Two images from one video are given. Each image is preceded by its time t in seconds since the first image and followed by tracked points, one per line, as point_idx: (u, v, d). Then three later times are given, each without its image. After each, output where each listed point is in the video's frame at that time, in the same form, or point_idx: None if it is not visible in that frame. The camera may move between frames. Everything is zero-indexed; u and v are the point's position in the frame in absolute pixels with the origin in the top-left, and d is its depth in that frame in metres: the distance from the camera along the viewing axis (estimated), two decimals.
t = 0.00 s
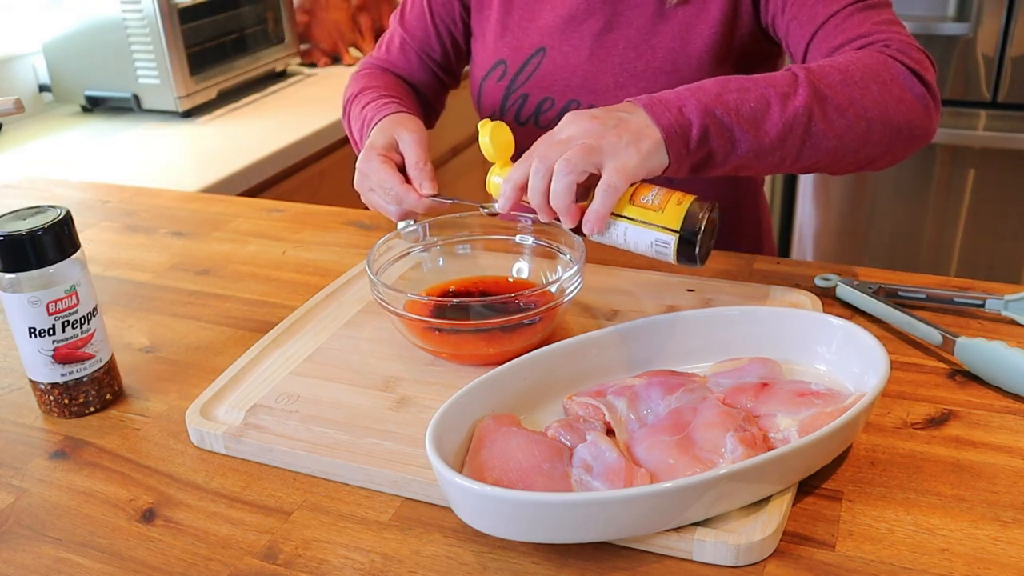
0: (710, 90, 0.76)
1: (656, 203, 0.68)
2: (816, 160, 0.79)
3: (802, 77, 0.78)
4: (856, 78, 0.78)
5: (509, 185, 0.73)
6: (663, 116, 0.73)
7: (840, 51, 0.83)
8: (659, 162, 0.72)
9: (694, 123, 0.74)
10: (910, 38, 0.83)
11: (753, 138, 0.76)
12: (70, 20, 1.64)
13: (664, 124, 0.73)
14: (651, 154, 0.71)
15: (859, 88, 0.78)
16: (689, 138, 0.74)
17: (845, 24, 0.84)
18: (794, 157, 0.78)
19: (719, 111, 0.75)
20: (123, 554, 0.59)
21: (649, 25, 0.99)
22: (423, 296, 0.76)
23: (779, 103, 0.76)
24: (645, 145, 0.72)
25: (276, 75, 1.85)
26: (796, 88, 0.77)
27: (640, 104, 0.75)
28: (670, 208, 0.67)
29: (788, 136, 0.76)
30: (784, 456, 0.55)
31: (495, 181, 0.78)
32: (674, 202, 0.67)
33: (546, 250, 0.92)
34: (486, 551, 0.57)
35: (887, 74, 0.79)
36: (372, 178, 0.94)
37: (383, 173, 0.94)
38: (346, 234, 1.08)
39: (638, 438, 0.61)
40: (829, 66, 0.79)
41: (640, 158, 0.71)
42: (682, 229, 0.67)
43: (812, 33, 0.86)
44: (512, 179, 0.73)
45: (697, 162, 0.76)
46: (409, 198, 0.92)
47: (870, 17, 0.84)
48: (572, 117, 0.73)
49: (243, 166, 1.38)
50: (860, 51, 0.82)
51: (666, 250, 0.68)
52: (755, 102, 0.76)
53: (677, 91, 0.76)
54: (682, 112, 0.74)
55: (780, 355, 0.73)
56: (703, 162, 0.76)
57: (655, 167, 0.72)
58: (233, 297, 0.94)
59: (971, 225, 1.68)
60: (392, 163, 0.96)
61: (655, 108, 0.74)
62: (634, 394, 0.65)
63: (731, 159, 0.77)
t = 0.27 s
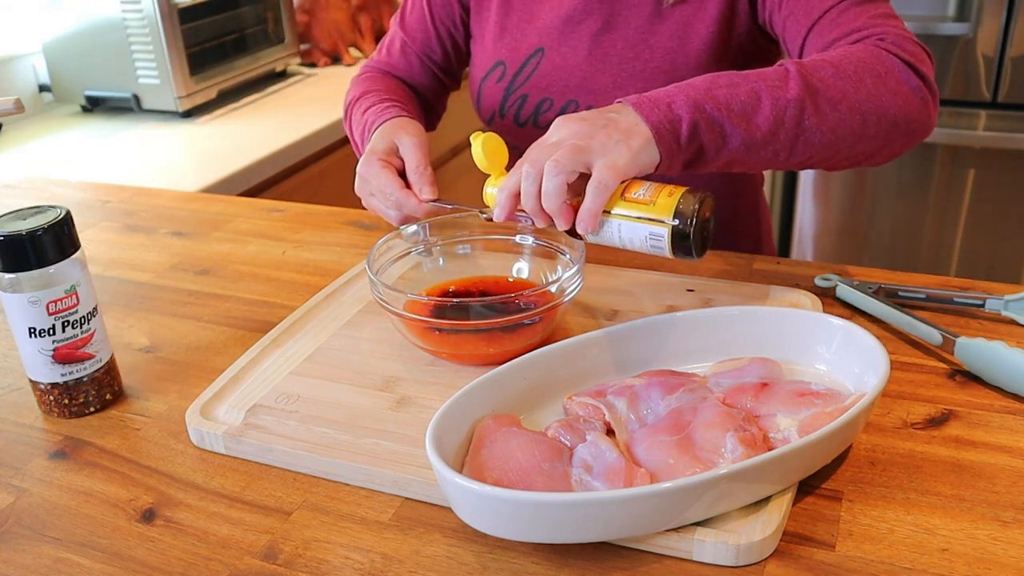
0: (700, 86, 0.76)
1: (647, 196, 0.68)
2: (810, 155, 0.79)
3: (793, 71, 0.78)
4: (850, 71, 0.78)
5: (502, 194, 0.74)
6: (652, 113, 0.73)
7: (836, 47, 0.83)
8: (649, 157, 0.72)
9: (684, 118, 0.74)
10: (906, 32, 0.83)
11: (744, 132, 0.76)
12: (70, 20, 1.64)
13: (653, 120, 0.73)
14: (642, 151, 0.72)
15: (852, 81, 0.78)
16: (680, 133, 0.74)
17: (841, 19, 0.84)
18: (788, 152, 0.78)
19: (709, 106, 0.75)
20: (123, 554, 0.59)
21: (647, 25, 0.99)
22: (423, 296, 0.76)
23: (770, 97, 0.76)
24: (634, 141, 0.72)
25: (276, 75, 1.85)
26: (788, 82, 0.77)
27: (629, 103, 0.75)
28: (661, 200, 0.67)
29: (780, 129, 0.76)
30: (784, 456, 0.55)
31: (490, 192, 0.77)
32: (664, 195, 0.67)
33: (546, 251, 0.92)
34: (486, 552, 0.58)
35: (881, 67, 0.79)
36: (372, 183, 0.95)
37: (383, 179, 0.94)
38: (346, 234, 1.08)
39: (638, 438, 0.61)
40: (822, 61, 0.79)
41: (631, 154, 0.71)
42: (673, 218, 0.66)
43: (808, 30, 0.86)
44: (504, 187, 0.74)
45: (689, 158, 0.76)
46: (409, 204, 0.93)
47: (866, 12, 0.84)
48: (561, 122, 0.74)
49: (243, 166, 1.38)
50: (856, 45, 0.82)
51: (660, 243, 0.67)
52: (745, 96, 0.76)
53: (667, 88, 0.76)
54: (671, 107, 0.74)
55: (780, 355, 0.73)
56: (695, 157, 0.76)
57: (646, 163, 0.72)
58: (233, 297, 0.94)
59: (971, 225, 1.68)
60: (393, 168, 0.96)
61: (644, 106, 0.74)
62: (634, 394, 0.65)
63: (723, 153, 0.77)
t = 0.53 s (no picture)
0: (699, 85, 0.76)
1: (647, 196, 0.67)
2: (810, 154, 0.79)
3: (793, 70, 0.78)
4: (849, 70, 0.78)
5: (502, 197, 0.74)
6: (651, 113, 0.73)
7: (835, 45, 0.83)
8: (648, 157, 0.72)
9: (683, 117, 0.74)
10: (905, 31, 0.83)
11: (743, 131, 0.76)
12: (70, 20, 1.64)
13: (651, 120, 0.73)
14: (641, 150, 0.72)
15: (852, 80, 0.78)
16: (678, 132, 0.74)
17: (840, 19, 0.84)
18: (787, 151, 0.78)
19: (708, 105, 0.75)
20: (123, 554, 0.59)
21: (646, 25, 0.99)
22: (423, 296, 0.76)
23: (769, 96, 0.76)
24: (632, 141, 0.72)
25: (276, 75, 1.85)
26: (787, 80, 0.77)
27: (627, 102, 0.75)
28: (660, 199, 0.67)
29: (780, 128, 0.76)
30: (784, 456, 0.55)
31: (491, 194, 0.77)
32: (663, 195, 0.67)
33: (546, 251, 0.92)
34: (486, 552, 0.57)
35: (881, 65, 0.79)
36: (372, 185, 0.96)
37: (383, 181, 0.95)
38: (346, 234, 1.08)
39: (638, 438, 0.61)
40: (821, 60, 0.79)
41: (629, 154, 0.71)
42: (672, 217, 0.65)
43: (807, 28, 0.86)
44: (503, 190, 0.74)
45: (688, 157, 0.76)
46: (409, 205, 0.94)
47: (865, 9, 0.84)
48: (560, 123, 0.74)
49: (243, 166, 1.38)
50: (855, 44, 0.82)
51: (661, 243, 0.67)
52: (744, 96, 0.76)
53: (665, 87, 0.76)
54: (669, 106, 0.74)
55: (780, 355, 0.73)
56: (694, 156, 0.76)
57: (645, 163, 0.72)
58: (233, 297, 0.94)
59: (971, 225, 1.68)
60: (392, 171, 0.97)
61: (642, 105, 0.74)
62: (634, 394, 0.65)
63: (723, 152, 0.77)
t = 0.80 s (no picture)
0: (696, 82, 0.76)
1: (644, 192, 0.67)
2: (807, 151, 0.79)
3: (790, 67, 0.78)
4: (847, 68, 0.78)
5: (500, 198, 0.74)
6: (648, 110, 0.73)
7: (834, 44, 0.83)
8: (646, 154, 0.72)
9: (681, 114, 0.74)
10: (904, 29, 0.83)
11: (741, 129, 0.76)
12: (70, 20, 1.64)
13: (648, 117, 0.73)
14: (638, 148, 0.72)
15: (849, 78, 0.78)
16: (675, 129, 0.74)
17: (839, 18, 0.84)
18: (784, 149, 0.78)
19: (705, 102, 0.75)
20: (123, 554, 0.59)
21: (646, 25, 0.99)
22: (423, 296, 0.76)
23: (766, 93, 0.76)
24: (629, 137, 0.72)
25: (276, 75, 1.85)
26: (785, 78, 0.77)
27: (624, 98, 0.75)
28: (657, 196, 0.66)
29: (777, 125, 0.76)
30: (784, 456, 0.55)
31: (487, 194, 0.77)
32: (660, 191, 0.67)
33: (546, 251, 0.92)
34: (486, 552, 0.57)
35: (879, 64, 0.79)
36: (372, 185, 0.96)
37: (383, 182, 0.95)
38: (346, 234, 1.08)
39: (639, 438, 0.61)
40: (820, 58, 0.79)
41: (626, 152, 0.71)
42: (670, 214, 0.65)
43: (806, 27, 0.86)
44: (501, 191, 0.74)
45: (685, 154, 0.76)
46: (409, 206, 0.94)
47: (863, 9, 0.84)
48: (557, 122, 0.74)
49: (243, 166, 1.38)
50: (854, 43, 0.82)
51: (659, 239, 0.66)
52: (741, 93, 0.76)
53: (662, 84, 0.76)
54: (666, 103, 0.74)
55: (780, 355, 0.73)
56: (692, 153, 0.76)
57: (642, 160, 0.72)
58: (233, 297, 0.94)
59: (971, 225, 1.68)
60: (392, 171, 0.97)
61: (639, 103, 0.74)
62: (634, 394, 0.65)
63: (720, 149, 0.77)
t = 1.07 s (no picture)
0: (696, 81, 0.76)
1: (643, 191, 0.67)
2: (805, 151, 0.79)
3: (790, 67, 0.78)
4: (846, 68, 0.78)
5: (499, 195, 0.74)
6: (647, 109, 0.73)
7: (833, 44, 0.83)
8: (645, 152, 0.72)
9: (680, 113, 0.74)
10: (903, 30, 0.83)
11: (740, 128, 0.76)
12: (70, 20, 1.64)
13: (647, 116, 0.73)
14: (637, 146, 0.72)
15: (849, 78, 0.78)
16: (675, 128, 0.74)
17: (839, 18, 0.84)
18: (783, 149, 0.78)
19: (704, 101, 0.75)
20: (123, 554, 0.59)
21: (646, 25, 0.99)
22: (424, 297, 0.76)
23: (765, 92, 0.76)
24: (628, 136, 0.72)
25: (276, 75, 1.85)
26: (784, 77, 0.77)
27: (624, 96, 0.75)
28: (657, 195, 0.66)
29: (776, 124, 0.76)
30: (784, 456, 0.55)
31: (486, 191, 0.76)
32: (659, 191, 0.67)
33: (546, 251, 0.92)
34: (486, 552, 0.57)
35: (878, 64, 0.79)
36: (372, 185, 0.95)
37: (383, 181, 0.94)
38: (346, 234, 1.08)
39: (638, 438, 0.61)
40: (819, 58, 0.79)
41: (626, 151, 0.71)
42: (669, 214, 0.66)
43: (806, 26, 0.86)
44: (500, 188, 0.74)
45: (683, 153, 0.76)
46: (409, 206, 0.93)
47: (862, 9, 0.84)
48: (556, 118, 0.74)
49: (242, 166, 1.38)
50: (853, 43, 0.82)
51: (657, 238, 0.67)
52: (741, 92, 0.76)
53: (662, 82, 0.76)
54: (665, 102, 0.74)
55: (780, 355, 0.73)
56: (691, 152, 0.76)
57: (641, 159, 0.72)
58: (233, 297, 0.94)
59: (970, 225, 1.68)
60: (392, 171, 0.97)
61: (638, 102, 0.74)
62: (634, 394, 0.65)
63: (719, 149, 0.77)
